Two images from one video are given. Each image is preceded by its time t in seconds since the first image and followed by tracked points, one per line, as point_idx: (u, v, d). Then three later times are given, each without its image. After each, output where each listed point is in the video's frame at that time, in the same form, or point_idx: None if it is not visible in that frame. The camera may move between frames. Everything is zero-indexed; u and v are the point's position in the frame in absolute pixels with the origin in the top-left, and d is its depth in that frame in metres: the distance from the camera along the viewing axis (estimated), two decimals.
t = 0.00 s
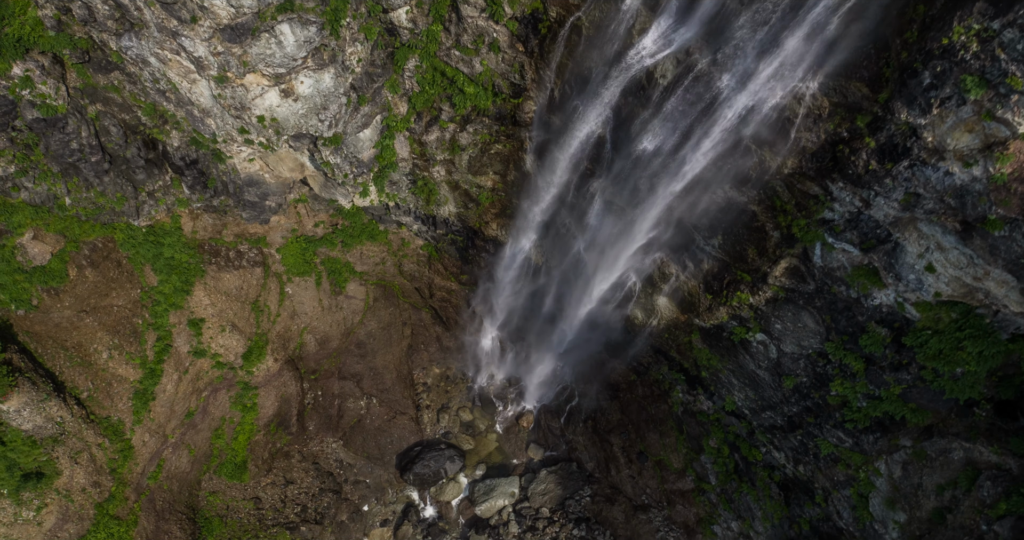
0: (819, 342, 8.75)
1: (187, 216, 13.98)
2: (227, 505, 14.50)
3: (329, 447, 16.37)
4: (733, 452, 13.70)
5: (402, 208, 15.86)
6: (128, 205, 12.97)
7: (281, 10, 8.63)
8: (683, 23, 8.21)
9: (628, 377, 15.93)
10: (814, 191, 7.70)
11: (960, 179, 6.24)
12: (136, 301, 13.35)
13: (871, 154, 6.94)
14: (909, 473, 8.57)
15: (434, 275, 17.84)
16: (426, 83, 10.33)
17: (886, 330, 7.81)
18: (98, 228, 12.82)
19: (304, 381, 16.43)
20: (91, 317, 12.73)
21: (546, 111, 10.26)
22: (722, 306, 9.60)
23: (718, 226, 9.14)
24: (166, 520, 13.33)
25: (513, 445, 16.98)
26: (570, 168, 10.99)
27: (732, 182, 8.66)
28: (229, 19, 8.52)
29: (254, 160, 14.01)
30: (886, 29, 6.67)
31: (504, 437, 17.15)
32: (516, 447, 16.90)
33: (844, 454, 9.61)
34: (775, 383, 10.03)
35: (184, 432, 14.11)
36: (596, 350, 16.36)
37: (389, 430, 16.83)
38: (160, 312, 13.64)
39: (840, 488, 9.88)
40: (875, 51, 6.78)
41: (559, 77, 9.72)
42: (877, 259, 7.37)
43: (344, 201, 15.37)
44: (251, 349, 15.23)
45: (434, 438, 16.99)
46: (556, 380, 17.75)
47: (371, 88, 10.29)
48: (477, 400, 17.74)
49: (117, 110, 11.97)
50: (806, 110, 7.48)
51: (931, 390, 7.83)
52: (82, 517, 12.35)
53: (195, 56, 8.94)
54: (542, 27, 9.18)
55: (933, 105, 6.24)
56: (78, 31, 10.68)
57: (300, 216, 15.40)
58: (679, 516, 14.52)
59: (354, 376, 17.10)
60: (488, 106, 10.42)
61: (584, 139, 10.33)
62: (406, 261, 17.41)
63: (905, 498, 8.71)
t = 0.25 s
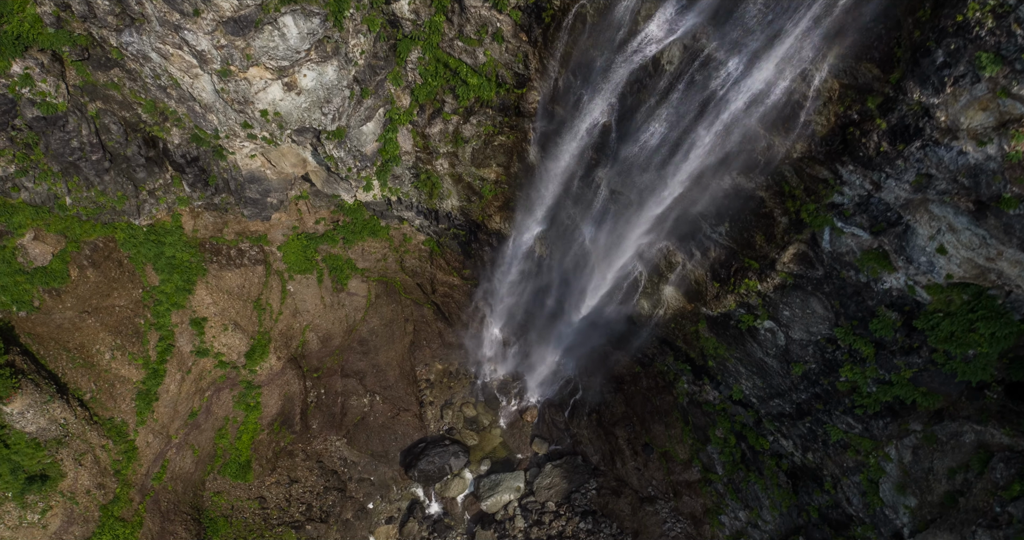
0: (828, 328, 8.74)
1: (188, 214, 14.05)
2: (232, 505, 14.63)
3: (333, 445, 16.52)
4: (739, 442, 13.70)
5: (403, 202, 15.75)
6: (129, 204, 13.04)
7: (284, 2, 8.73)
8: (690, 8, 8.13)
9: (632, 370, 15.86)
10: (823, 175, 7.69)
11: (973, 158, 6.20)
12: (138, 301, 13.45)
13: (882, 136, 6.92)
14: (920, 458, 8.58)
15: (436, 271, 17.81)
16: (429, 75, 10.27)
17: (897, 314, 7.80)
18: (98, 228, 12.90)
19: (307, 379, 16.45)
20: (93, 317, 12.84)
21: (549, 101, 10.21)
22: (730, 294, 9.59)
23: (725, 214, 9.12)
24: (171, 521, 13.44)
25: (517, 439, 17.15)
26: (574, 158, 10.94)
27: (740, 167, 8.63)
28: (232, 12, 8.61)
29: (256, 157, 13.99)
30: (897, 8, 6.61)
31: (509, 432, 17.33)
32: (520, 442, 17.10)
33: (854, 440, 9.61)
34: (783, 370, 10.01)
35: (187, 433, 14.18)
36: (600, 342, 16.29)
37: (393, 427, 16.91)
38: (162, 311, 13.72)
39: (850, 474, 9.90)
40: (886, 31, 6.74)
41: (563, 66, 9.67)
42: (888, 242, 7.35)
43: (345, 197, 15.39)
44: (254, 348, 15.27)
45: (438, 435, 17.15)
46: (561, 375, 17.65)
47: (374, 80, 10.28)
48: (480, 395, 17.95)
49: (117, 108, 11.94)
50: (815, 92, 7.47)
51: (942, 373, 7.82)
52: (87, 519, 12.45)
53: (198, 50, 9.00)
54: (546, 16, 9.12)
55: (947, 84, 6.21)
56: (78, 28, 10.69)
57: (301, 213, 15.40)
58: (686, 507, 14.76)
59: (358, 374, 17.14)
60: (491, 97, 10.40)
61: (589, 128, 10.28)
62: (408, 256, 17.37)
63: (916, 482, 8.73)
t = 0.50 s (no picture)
0: (837, 313, 8.72)
1: (188, 213, 14.10)
2: (236, 505, 15.00)
3: (337, 444, 16.94)
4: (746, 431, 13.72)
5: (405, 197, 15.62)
6: (129, 203, 13.06)
7: None
8: None
9: (636, 361, 15.87)
10: (832, 158, 7.66)
11: (987, 137, 6.18)
12: (140, 301, 13.59)
13: (893, 117, 6.90)
14: (930, 442, 8.59)
15: (438, 266, 17.75)
16: (432, 67, 10.23)
17: (907, 298, 7.78)
18: (99, 227, 12.95)
19: (310, 378, 16.84)
20: (94, 318, 13.00)
21: (553, 91, 10.19)
22: (737, 281, 9.57)
23: (732, 201, 9.09)
24: (176, 522, 13.75)
25: (521, 434, 17.51)
26: (579, 149, 10.92)
27: (748, 153, 8.57)
28: (235, 4, 8.54)
29: (256, 153, 13.98)
30: None
31: (512, 427, 17.69)
32: (524, 437, 17.52)
33: (863, 426, 9.61)
34: (791, 357, 9.99)
35: (191, 433, 14.42)
36: (603, 335, 16.29)
37: (397, 424, 17.29)
38: (164, 312, 13.87)
39: (859, 460, 9.93)
40: (896, 10, 6.68)
41: (567, 55, 9.64)
42: (898, 225, 7.35)
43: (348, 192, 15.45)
44: (256, 347, 15.46)
45: (441, 431, 17.42)
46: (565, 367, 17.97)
47: (376, 73, 10.24)
48: (484, 390, 18.29)
49: (116, 106, 11.92)
50: (824, 75, 7.43)
51: (953, 354, 7.80)
52: (92, 521, 12.71)
53: (200, 43, 8.92)
54: (549, 6, 9.15)
55: (960, 61, 6.18)
56: (77, 25, 10.57)
57: (302, 210, 15.48)
58: (692, 498, 14.92)
59: (360, 371, 17.58)
60: (495, 88, 10.38)
61: (594, 118, 10.24)
62: (410, 252, 17.39)
63: (926, 467, 8.75)
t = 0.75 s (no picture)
0: (846, 298, 8.71)
1: (188, 212, 14.19)
2: (242, 505, 14.98)
3: (340, 442, 16.87)
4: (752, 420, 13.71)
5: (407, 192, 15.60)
6: (129, 203, 13.11)
7: None
8: None
9: (640, 353, 15.89)
10: (841, 141, 7.65)
11: (1000, 114, 6.10)
12: (142, 301, 13.60)
13: (903, 98, 6.89)
14: (940, 425, 8.59)
15: (440, 261, 17.85)
16: (433, 58, 10.23)
17: (917, 280, 7.77)
18: (100, 228, 13.01)
19: (313, 376, 16.72)
20: (96, 319, 13.00)
21: (557, 80, 10.20)
22: (745, 269, 9.54)
23: (738, 187, 9.06)
24: (181, 523, 13.73)
25: (526, 429, 17.62)
26: (584, 138, 10.92)
27: (755, 138, 8.56)
28: None
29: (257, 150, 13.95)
30: None
31: (517, 423, 17.80)
32: (528, 431, 17.54)
33: (873, 411, 9.61)
34: (799, 343, 9.98)
35: (195, 434, 14.42)
36: (607, 327, 16.28)
37: (401, 421, 17.29)
38: (165, 311, 13.89)
39: (868, 446, 9.94)
40: None
41: (571, 44, 9.65)
42: (908, 207, 7.32)
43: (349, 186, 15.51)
44: (259, 345, 15.50)
45: (445, 427, 17.52)
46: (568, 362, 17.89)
47: (378, 66, 10.24)
48: (487, 386, 18.26)
49: (117, 103, 11.97)
50: (834, 56, 7.39)
51: (964, 336, 7.77)
52: (97, 524, 12.64)
53: (202, 36, 8.89)
54: None
55: (972, 38, 6.15)
56: (76, 22, 10.62)
57: (303, 208, 15.62)
58: (699, 489, 14.96)
59: (363, 369, 17.46)
60: (498, 79, 10.33)
61: (599, 105, 10.22)
62: (411, 248, 17.46)
63: (936, 450, 8.76)
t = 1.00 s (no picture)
0: (854, 282, 8.70)
1: (188, 212, 14.13)
2: (247, 506, 14.90)
3: (344, 441, 17.05)
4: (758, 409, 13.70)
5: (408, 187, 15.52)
6: (130, 203, 13.05)
7: None
8: None
9: (644, 345, 15.90)
10: (849, 123, 7.63)
11: (1012, 90, 6.13)
12: (143, 302, 13.56)
13: (913, 77, 6.88)
14: (950, 408, 8.60)
15: (441, 257, 17.79)
16: (435, 50, 10.25)
17: (926, 262, 7.76)
18: (100, 228, 12.94)
19: (316, 375, 16.90)
20: (98, 321, 12.97)
21: (560, 70, 10.14)
22: (751, 255, 9.56)
23: (744, 172, 9.05)
24: (187, 525, 13.66)
25: (529, 424, 17.69)
26: (588, 127, 10.89)
27: (762, 122, 8.54)
28: None
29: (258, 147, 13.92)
30: None
31: (520, 417, 17.89)
32: (533, 427, 17.64)
33: (881, 396, 9.59)
34: (807, 330, 9.98)
35: (198, 435, 14.37)
36: (610, 319, 16.31)
37: (405, 418, 17.53)
38: (167, 312, 13.83)
39: (877, 431, 9.93)
40: None
41: (573, 32, 9.58)
42: (918, 187, 7.35)
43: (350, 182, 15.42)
44: (262, 345, 15.46)
45: (450, 423, 17.75)
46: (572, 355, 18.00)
47: (380, 58, 10.26)
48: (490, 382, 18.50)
49: (116, 102, 11.91)
50: (842, 37, 7.34)
51: (975, 317, 7.76)
52: (103, 527, 12.61)
53: (204, 30, 8.82)
54: None
55: (984, 15, 6.12)
56: (74, 20, 10.65)
57: (303, 205, 15.57)
58: (706, 479, 14.99)
59: (366, 367, 17.66)
60: (500, 70, 10.30)
61: (603, 95, 10.20)
62: (412, 244, 17.43)
63: (946, 433, 8.76)
